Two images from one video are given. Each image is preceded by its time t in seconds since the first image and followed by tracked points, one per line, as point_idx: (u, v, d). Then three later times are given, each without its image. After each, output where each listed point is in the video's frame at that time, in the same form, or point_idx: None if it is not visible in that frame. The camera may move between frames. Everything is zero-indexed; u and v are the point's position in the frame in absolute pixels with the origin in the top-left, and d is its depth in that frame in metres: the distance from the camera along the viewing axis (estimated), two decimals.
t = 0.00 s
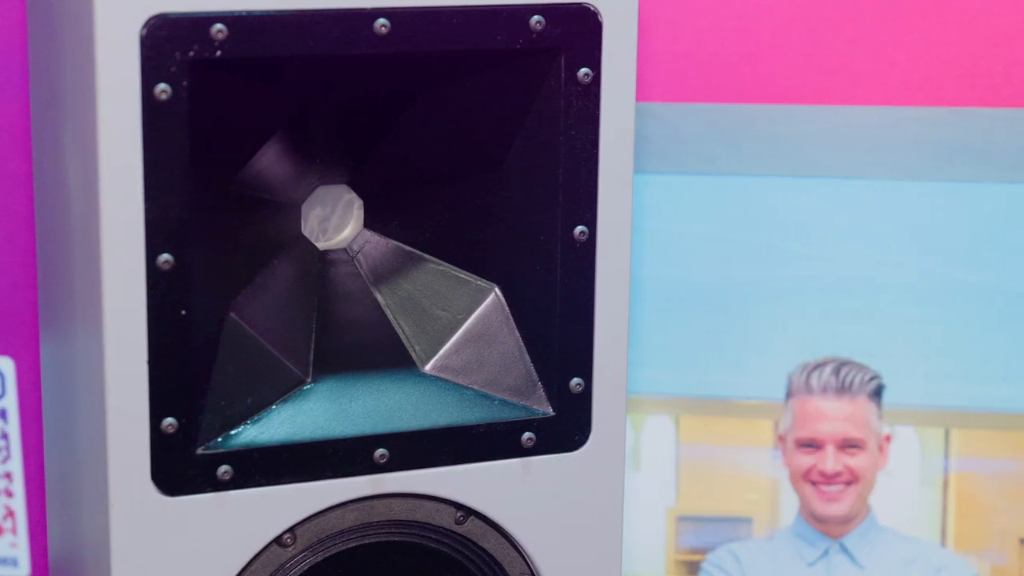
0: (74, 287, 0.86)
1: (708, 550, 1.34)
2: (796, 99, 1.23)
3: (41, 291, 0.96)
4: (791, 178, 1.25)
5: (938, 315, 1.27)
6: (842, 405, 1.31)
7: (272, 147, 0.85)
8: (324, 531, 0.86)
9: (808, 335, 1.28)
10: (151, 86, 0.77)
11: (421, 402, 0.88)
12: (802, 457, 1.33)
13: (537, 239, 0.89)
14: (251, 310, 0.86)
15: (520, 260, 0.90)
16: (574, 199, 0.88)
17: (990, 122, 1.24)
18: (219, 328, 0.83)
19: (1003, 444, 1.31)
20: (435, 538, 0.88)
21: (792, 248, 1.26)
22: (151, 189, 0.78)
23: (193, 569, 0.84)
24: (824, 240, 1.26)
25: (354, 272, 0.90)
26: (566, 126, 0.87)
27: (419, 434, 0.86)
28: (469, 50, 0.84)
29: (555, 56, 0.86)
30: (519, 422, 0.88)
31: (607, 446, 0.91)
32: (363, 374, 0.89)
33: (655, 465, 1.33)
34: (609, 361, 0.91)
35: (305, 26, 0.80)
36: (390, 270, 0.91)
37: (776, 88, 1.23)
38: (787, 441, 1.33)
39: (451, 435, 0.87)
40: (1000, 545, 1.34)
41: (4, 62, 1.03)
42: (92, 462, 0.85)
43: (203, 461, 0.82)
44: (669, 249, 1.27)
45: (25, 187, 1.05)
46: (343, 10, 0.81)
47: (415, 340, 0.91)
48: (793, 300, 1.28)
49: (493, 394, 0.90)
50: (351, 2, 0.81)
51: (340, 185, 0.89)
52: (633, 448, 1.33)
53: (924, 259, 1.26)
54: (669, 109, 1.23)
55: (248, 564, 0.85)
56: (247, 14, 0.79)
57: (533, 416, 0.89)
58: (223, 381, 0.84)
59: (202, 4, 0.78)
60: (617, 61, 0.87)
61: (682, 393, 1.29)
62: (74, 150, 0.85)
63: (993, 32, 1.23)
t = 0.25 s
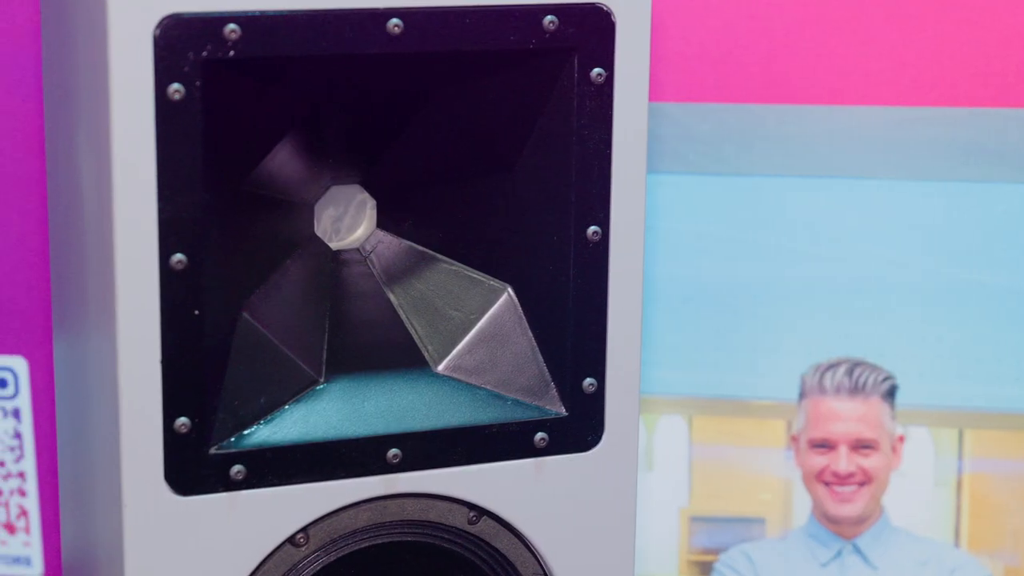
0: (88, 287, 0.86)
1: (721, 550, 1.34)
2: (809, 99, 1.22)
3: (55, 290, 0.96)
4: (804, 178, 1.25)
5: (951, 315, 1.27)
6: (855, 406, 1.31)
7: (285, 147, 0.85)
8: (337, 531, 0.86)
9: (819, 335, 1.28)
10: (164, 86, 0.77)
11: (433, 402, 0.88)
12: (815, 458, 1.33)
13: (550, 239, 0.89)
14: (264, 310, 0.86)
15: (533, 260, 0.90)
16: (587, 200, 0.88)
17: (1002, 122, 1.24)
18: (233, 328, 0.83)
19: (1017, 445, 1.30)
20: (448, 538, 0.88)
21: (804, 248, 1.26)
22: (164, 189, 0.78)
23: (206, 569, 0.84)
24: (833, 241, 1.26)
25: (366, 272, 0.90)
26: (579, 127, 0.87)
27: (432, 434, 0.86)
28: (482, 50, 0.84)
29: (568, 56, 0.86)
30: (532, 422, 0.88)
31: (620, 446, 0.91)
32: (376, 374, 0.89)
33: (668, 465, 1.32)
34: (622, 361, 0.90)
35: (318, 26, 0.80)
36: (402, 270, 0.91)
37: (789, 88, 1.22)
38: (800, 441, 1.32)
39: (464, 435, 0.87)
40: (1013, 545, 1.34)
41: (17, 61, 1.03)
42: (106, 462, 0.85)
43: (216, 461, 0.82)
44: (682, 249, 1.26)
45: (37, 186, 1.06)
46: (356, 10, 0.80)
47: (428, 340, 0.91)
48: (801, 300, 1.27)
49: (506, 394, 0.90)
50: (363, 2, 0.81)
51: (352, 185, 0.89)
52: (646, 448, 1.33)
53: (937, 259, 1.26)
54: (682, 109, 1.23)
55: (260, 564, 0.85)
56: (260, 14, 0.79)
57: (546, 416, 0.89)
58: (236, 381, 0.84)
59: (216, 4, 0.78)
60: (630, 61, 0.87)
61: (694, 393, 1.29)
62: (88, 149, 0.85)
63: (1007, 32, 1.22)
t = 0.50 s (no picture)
0: (103, 286, 0.86)
1: (735, 551, 1.34)
2: (825, 99, 1.22)
3: (70, 290, 0.96)
4: (821, 178, 1.24)
5: (967, 317, 1.27)
6: (870, 406, 1.31)
7: (300, 146, 0.86)
8: (351, 531, 0.86)
9: (833, 335, 1.28)
10: (179, 86, 0.77)
11: (448, 402, 0.88)
12: (829, 459, 1.33)
13: (564, 240, 0.89)
14: (278, 310, 0.86)
15: (548, 260, 0.90)
16: (602, 200, 0.87)
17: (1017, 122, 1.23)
18: (248, 329, 0.84)
19: None
20: (462, 538, 0.88)
21: (818, 248, 1.26)
22: (179, 189, 0.78)
23: (220, 569, 0.84)
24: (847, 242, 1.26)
25: (381, 271, 0.90)
26: (594, 126, 0.87)
27: (447, 434, 0.86)
28: (497, 49, 0.84)
29: (583, 55, 0.86)
30: (547, 422, 0.88)
31: (635, 447, 0.91)
32: (390, 375, 0.89)
33: (682, 466, 1.32)
34: (637, 361, 0.90)
35: (333, 26, 0.80)
36: (417, 270, 0.91)
37: (804, 87, 1.22)
38: (814, 442, 1.32)
39: (478, 435, 0.87)
40: None
41: (32, 61, 1.03)
42: (121, 462, 0.85)
43: (230, 460, 0.83)
44: (696, 250, 1.26)
45: (52, 186, 1.06)
46: (372, 11, 0.80)
47: (442, 340, 0.91)
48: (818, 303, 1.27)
49: (521, 395, 0.90)
50: (378, 2, 0.80)
51: (367, 185, 0.89)
52: (660, 449, 1.32)
53: (953, 260, 1.26)
54: (697, 109, 1.22)
55: (275, 564, 0.85)
56: (275, 14, 0.79)
57: (561, 416, 0.89)
58: (250, 380, 0.84)
59: (231, 3, 0.78)
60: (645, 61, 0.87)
61: (708, 394, 1.29)
62: (104, 149, 0.85)
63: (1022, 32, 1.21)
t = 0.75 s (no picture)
0: (121, 286, 0.86)
1: (751, 552, 1.33)
2: (841, 99, 1.21)
3: (87, 290, 0.96)
4: (838, 178, 1.23)
5: (985, 318, 1.26)
6: (886, 408, 1.30)
7: (316, 146, 0.86)
8: (368, 530, 0.86)
9: (851, 335, 1.27)
10: (196, 86, 0.77)
11: (464, 402, 0.88)
12: (845, 460, 1.32)
13: (581, 240, 0.89)
14: (295, 309, 0.86)
15: (564, 259, 0.90)
16: (619, 200, 0.87)
17: None
18: (264, 328, 0.84)
19: None
20: (478, 537, 0.88)
21: (836, 250, 1.25)
22: (197, 188, 0.79)
23: (237, 568, 0.84)
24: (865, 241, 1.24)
25: (397, 271, 0.90)
26: (610, 126, 0.86)
27: (463, 434, 0.86)
28: (514, 49, 0.84)
29: (600, 55, 0.86)
30: (563, 422, 0.88)
31: (651, 447, 0.91)
32: (407, 375, 0.89)
33: (698, 466, 1.31)
34: (653, 362, 0.90)
35: (350, 26, 0.80)
36: (433, 270, 0.91)
37: (821, 87, 1.21)
38: (830, 442, 1.31)
39: (494, 435, 0.87)
40: None
41: (51, 61, 1.04)
42: (138, 461, 0.85)
43: (247, 460, 0.83)
44: (712, 250, 1.25)
45: (69, 186, 1.06)
46: (388, 11, 0.80)
47: (459, 340, 0.91)
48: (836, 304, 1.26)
49: (536, 395, 0.90)
50: (395, 2, 0.80)
51: (383, 185, 0.89)
52: (676, 449, 1.31)
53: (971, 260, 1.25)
54: (714, 109, 1.21)
55: (291, 563, 0.85)
56: (292, 14, 0.79)
57: (577, 416, 0.89)
58: (266, 379, 0.84)
59: (249, 3, 0.78)
60: (662, 61, 0.87)
61: (725, 394, 1.28)
62: (121, 149, 0.85)
63: None
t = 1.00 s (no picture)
0: (136, 285, 0.86)
1: (767, 552, 1.31)
2: (857, 99, 1.21)
3: (104, 290, 0.97)
4: (855, 178, 1.22)
5: (1002, 318, 1.24)
6: (902, 408, 1.28)
7: (333, 146, 0.86)
8: (383, 530, 0.86)
9: (869, 335, 1.25)
10: (213, 85, 0.78)
11: (480, 402, 0.88)
12: (861, 460, 1.29)
13: (597, 239, 0.89)
14: (312, 308, 0.86)
15: (580, 259, 0.90)
16: (635, 199, 0.87)
17: None
18: (280, 328, 0.84)
19: None
20: (493, 537, 0.88)
21: (854, 250, 1.23)
22: (213, 187, 0.79)
23: (253, 567, 0.84)
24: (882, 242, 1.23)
25: (413, 270, 0.90)
26: (626, 126, 0.87)
27: (479, 434, 0.86)
28: (531, 49, 0.84)
29: (616, 55, 0.86)
30: (578, 422, 0.88)
31: (666, 447, 0.91)
32: (422, 374, 0.89)
33: (713, 466, 1.28)
34: (668, 362, 0.90)
35: (367, 25, 0.80)
36: (449, 270, 0.91)
37: (837, 86, 1.20)
38: (846, 443, 1.29)
39: (510, 435, 0.87)
40: None
41: (67, 61, 1.04)
42: (154, 461, 0.85)
43: (263, 459, 0.83)
44: (727, 249, 1.23)
45: (85, 185, 1.06)
46: (404, 10, 0.80)
47: (474, 340, 0.91)
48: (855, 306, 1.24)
49: (552, 395, 0.90)
50: (412, 2, 0.81)
51: (399, 185, 0.90)
52: (691, 449, 1.29)
53: (989, 260, 1.23)
54: (730, 109, 1.21)
55: (306, 562, 0.85)
56: (308, 14, 0.79)
57: (593, 416, 0.89)
58: (281, 379, 0.84)
59: (266, 3, 0.78)
60: (678, 61, 0.87)
61: (741, 394, 1.26)
62: (137, 149, 0.85)
63: None
